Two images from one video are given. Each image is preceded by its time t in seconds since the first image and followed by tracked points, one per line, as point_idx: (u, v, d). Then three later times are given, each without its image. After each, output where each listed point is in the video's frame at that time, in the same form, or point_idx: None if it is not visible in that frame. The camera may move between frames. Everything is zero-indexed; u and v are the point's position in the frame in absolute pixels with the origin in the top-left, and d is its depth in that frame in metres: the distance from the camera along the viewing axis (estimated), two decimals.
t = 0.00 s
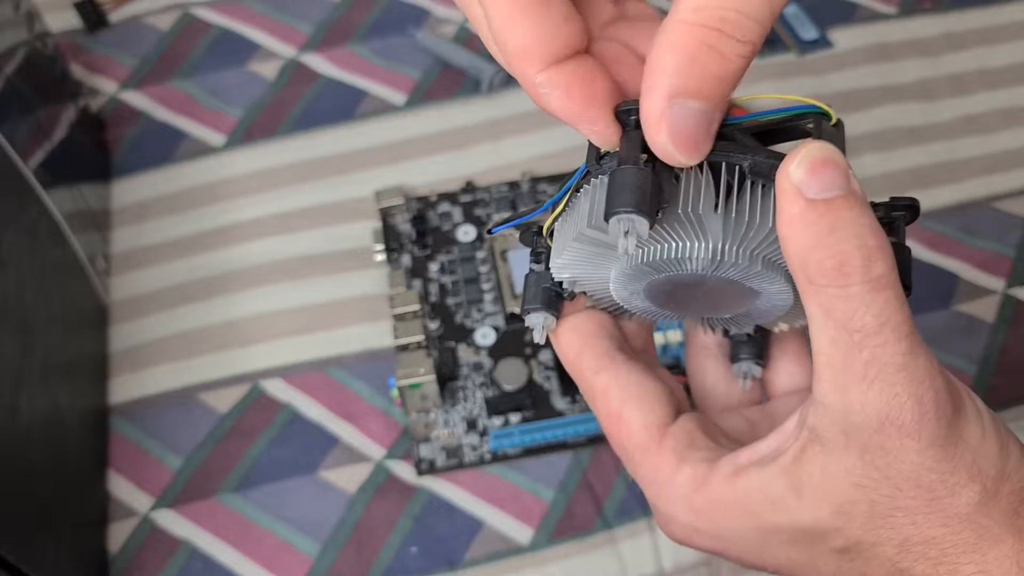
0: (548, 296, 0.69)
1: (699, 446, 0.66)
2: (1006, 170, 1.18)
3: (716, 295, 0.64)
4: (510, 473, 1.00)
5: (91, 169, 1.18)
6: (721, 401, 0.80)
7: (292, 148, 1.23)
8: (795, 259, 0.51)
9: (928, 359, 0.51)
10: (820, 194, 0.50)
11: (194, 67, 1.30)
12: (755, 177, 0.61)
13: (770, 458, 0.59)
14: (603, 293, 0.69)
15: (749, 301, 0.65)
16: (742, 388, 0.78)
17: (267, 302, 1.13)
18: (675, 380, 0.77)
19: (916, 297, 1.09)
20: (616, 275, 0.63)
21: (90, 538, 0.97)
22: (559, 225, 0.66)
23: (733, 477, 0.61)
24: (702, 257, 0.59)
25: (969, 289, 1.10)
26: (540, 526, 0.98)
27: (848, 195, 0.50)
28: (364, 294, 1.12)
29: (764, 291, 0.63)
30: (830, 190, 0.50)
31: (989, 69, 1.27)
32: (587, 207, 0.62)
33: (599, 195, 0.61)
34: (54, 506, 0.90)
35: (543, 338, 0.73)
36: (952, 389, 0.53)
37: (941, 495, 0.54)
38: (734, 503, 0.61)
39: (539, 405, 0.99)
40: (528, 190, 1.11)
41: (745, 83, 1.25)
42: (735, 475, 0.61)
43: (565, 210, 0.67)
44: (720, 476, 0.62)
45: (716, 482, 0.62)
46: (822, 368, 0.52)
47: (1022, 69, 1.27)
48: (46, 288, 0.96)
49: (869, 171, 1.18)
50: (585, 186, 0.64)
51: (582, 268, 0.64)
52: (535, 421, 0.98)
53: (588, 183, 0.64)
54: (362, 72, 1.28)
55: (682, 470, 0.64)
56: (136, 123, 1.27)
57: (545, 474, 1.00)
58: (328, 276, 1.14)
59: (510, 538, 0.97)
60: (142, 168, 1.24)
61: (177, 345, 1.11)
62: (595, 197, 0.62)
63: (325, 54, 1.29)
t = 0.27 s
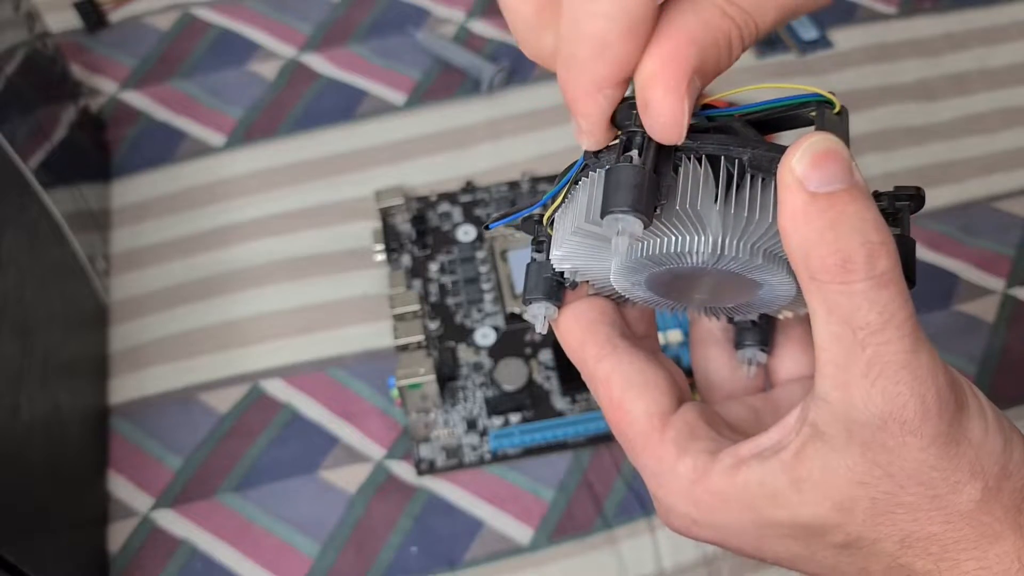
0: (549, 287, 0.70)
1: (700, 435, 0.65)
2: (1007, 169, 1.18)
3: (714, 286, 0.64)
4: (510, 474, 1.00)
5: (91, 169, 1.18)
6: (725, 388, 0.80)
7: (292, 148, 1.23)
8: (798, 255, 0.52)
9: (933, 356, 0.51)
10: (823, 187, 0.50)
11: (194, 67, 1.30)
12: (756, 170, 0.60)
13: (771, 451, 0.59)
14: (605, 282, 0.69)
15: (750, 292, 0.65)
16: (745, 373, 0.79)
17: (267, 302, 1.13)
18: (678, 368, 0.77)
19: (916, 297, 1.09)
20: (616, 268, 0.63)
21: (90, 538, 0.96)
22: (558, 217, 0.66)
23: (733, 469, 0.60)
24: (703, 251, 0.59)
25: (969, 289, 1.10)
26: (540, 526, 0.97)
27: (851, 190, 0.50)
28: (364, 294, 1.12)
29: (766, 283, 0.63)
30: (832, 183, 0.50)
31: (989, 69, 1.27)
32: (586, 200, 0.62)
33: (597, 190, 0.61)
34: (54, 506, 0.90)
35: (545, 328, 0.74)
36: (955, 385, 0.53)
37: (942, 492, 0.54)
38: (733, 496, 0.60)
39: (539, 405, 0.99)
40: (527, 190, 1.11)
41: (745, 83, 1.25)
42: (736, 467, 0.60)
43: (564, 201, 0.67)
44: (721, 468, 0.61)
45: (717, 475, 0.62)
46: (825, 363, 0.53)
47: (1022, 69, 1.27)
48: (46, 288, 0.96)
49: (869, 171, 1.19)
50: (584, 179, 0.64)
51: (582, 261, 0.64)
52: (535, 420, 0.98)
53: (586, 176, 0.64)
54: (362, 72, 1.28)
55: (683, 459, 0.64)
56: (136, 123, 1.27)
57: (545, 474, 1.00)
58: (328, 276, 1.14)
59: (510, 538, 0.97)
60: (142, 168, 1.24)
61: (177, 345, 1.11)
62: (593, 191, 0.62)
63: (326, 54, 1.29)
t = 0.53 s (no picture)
0: (553, 293, 0.70)
1: (699, 436, 0.65)
2: (1007, 170, 1.18)
3: (711, 288, 0.64)
4: (510, 474, 1.00)
5: (91, 168, 1.18)
6: (728, 390, 0.80)
7: (292, 148, 1.23)
8: (788, 257, 0.51)
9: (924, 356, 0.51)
10: (816, 191, 0.50)
11: (194, 67, 1.30)
12: (745, 174, 0.60)
13: (768, 453, 0.59)
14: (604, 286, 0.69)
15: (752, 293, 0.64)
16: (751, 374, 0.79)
17: (267, 302, 1.13)
18: (679, 368, 0.77)
19: (916, 296, 1.09)
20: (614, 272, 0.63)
21: (90, 538, 0.96)
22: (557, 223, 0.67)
23: (730, 470, 0.60)
24: (698, 254, 0.59)
25: (969, 289, 1.10)
26: (541, 526, 0.98)
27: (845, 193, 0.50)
28: (365, 294, 1.12)
29: (763, 284, 0.63)
30: (825, 187, 0.50)
31: (989, 69, 1.27)
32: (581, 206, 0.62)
33: (590, 196, 0.61)
34: (54, 506, 0.90)
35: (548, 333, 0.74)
36: (947, 385, 0.53)
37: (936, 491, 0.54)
38: (730, 496, 0.60)
39: (539, 405, 0.99)
40: (528, 190, 1.11)
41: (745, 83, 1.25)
42: (733, 468, 0.60)
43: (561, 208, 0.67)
44: (719, 468, 0.61)
45: (716, 474, 0.61)
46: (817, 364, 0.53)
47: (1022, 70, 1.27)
48: (46, 288, 0.96)
49: (869, 171, 1.19)
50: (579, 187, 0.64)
51: (581, 265, 0.64)
52: (535, 420, 0.98)
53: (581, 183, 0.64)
54: (362, 72, 1.28)
55: (682, 459, 0.64)
56: (136, 123, 1.27)
57: (545, 474, 1.00)
58: (328, 276, 1.14)
59: (510, 538, 0.97)
60: (142, 167, 1.24)
61: (177, 345, 1.11)
62: (588, 197, 0.62)
63: (326, 54, 1.29)
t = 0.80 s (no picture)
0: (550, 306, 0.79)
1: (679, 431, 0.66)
2: (1007, 169, 1.18)
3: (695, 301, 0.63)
4: (510, 474, 1.00)
5: (91, 169, 1.18)
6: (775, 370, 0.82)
7: (292, 148, 1.23)
8: (658, 281, 0.52)
9: (811, 368, 0.50)
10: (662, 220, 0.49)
11: (194, 67, 1.30)
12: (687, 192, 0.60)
13: (713, 443, 0.59)
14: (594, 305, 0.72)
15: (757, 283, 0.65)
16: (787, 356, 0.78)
17: (267, 302, 1.13)
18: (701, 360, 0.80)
19: (916, 296, 1.10)
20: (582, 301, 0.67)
21: (90, 538, 0.97)
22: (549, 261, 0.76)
23: (687, 458, 0.62)
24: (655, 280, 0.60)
25: (970, 288, 1.10)
26: (541, 526, 0.98)
27: (697, 212, 0.49)
28: (365, 294, 1.12)
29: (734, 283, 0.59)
30: (671, 216, 0.49)
31: (990, 69, 1.27)
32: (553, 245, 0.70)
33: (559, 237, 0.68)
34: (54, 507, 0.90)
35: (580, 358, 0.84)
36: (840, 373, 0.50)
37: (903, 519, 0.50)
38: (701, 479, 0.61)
39: (540, 405, 0.99)
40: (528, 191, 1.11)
41: (746, 83, 1.25)
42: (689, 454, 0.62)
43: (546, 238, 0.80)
44: (679, 456, 0.63)
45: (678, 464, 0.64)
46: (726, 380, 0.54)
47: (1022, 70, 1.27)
48: (46, 288, 0.96)
49: (869, 171, 1.19)
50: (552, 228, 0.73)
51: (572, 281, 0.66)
52: (535, 420, 0.98)
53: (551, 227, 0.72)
54: (363, 72, 1.28)
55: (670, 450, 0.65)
56: (136, 123, 1.27)
57: (545, 474, 1.00)
58: (329, 276, 1.14)
59: (510, 538, 0.97)
60: (142, 167, 1.24)
61: (178, 345, 1.11)
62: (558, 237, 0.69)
63: (326, 54, 1.29)
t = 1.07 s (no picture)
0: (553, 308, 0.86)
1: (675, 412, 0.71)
2: (1007, 169, 1.18)
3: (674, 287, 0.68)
4: (510, 474, 1.00)
5: (91, 169, 1.18)
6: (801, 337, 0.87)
7: (291, 148, 1.23)
8: (585, 276, 0.58)
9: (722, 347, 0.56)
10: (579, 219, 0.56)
11: (194, 67, 1.30)
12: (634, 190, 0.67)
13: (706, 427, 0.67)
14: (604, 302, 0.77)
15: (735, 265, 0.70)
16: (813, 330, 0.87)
17: (267, 302, 1.13)
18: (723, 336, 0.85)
19: (915, 296, 1.10)
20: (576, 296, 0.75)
21: (90, 538, 0.97)
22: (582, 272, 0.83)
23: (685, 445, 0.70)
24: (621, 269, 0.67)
25: (969, 288, 1.10)
26: (541, 526, 0.98)
27: (612, 216, 0.55)
28: (365, 294, 1.12)
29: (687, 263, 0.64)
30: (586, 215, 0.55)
31: (990, 69, 1.27)
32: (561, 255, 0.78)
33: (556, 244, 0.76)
34: (54, 507, 0.90)
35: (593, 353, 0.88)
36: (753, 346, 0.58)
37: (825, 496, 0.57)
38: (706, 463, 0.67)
39: (540, 405, 0.99)
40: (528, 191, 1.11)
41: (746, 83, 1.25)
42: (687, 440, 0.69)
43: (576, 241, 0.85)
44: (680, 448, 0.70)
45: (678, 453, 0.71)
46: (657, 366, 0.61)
47: (1022, 70, 1.27)
48: (46, 288, 0.96)
49: (870, 170, 1.19)
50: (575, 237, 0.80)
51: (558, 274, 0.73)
52: (535, 420, 0.98)
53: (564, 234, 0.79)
54: (363, 72, 1.28)
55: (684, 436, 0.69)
56: (136, 123, 1.27)
57: (545, 474, 1.00)
58: (329, 276, 1.14)
59: (510, 538, 0.97)
60: (142, 167, 1.24)
61: (178, 345, 1.11)
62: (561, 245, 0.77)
63: (326, 54, 1.29)
